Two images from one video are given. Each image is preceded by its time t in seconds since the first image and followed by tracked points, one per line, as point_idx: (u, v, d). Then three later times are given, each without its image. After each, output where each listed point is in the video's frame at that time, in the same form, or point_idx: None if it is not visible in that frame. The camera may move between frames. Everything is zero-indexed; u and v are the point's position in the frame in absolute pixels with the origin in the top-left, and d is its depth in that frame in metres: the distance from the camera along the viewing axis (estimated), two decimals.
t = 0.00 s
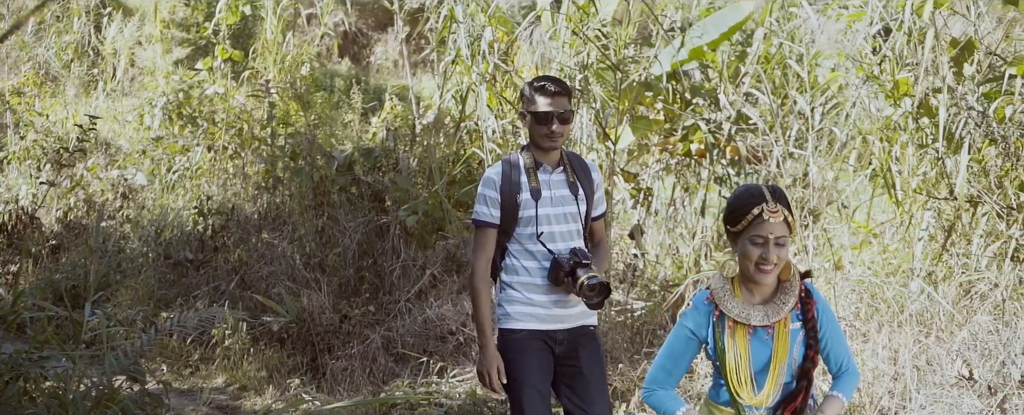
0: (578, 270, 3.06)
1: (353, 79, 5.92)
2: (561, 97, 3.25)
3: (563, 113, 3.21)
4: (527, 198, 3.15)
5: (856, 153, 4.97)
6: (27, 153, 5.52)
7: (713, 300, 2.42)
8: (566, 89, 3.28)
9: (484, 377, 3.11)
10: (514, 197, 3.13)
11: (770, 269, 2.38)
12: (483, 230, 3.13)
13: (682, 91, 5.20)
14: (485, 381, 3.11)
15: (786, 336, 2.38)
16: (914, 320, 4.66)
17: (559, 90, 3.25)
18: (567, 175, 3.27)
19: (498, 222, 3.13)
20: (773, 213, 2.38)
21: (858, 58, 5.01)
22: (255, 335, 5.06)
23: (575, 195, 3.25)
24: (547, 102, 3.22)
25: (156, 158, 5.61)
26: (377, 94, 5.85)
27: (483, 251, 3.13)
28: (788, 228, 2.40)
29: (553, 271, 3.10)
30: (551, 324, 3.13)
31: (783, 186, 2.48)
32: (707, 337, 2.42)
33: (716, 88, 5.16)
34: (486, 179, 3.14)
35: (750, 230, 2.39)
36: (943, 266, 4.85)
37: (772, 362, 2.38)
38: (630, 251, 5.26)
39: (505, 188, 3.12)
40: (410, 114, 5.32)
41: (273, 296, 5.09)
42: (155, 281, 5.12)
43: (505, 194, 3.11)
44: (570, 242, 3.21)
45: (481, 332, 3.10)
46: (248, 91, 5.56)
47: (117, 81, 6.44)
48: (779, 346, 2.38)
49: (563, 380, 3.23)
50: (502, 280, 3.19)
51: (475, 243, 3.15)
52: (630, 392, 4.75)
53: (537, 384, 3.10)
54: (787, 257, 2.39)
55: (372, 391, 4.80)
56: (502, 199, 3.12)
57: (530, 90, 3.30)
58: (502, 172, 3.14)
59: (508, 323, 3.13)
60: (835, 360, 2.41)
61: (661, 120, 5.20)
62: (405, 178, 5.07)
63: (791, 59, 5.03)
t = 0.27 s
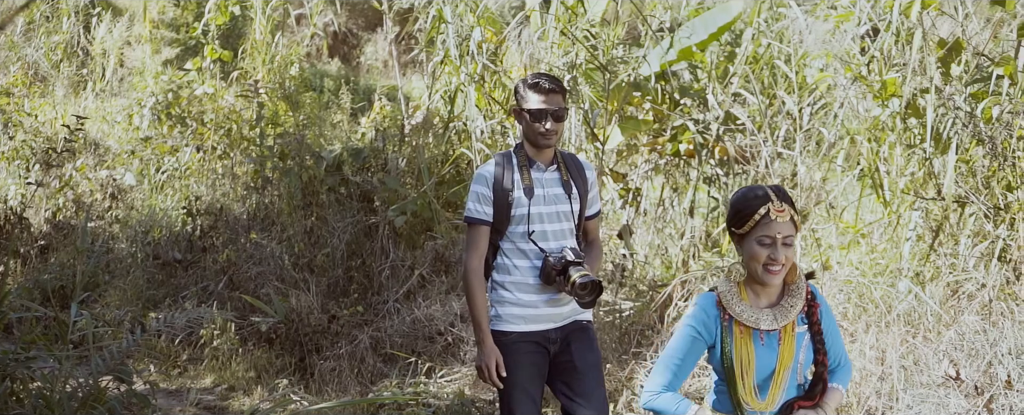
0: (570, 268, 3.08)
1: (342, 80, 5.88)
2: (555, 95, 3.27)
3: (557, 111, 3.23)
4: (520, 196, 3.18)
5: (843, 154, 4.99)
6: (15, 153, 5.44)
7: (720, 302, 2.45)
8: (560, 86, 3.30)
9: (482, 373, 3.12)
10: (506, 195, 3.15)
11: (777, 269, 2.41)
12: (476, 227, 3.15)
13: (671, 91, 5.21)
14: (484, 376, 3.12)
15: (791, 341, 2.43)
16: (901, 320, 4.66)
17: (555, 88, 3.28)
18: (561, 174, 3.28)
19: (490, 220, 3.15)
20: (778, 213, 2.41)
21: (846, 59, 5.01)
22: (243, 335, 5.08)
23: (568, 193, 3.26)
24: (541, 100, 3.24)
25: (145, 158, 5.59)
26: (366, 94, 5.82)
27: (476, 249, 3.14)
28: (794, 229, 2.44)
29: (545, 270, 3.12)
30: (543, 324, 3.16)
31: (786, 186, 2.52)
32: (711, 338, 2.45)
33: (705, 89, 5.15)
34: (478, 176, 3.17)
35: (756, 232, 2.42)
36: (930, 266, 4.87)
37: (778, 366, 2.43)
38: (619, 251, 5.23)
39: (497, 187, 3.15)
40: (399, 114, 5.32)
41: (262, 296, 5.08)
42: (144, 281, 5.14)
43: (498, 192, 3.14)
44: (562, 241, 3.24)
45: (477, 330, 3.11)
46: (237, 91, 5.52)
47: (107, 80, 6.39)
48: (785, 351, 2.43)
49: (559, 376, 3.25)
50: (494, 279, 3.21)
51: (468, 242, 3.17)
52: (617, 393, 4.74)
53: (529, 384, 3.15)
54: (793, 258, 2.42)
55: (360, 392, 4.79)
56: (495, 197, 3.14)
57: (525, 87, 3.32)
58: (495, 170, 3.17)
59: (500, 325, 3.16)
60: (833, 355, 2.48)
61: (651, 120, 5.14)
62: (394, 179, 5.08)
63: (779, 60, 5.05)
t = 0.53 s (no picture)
0: (559, 271, 3.09)
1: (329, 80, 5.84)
2: (546, 96, 3.29)
3: (547, 112, 3.25)
4: (510, 198, 3.19)
5: (827, 154, 5.00)
6: None
7: (730, 284, 2.36)
8: (552, 87, 3.32)
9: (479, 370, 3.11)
10: (496, 197, 3.17)
11: (786, 251, 2.35)
12: (466, 229, 3.16)
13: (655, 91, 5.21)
14: (482, 374, 3.10)
15: (805, 321, 2.38)
16: (885, 320, 4.67)
17: (546, 89, 3.30)
18: (551, 175, 3.29)
19: (480, 221, 3.17)
20: (787, 193, 2.35)
21: (830, 59, 5.01)
22: (227, 335, 5.08)
23: (559, 195, 3.28)
24: (532, 101, 3.27)
25: (130, 158, 5.48)
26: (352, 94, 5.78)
27: (467, 252, 3.14)
28: (801, 207, 2.37)
29: (534, 273, 3.13)
30: (532, 327, 3.16)
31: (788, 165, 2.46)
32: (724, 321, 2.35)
33: (690, 89, 5.15)
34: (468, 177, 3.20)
35: (765, 211, 2.35)
36: (914, 266, 4.87)
37: (794, 346, 2.37)
38: (604, 251, 5.21)
39: (486, 188, 3.17)
40: (383, 114, 5.31)
41: (247, 296, 5.09)
42: (128, 281, 5.13)
43: (487, 194, 3.16)
44: (551, 243, 3.24)
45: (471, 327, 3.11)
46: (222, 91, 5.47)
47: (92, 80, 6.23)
48: (801, 331, 2.37)
49: (549, 378, 3.22)
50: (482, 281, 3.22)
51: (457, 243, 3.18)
52: (602, 393, 4.76)
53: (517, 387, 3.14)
54: (802, 236, 2.36)
55: (343, 392, 4.80)
56: (484, 199, 3.16)
57: (516, 87, 3.33)
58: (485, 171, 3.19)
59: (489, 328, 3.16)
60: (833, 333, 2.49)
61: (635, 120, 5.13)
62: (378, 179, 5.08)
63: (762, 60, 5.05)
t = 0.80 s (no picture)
0: (549, 276, 3.07)
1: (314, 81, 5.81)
2: (537, 98, 3.25)
3: (539, 114, 3.22)
4: (500, 202, 3.17)
5: (812, 154, 5.00)
6: None
7: (740, 267, 2.29)
8: (543, 89, 3.28)
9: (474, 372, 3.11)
10: (486, 201, 3.15)
11: (793, 239, 2.27)
12: (456, 232, 3.13)
13: (640, 92, 5.21)
14: (479, 374, 3.10)
15: (819, 301, 2.33)
16: (868, 320, 4.72)
17: (539, 91, 3.26)
18: (542, 178, 3.27)
19: (470, 225, 3.14)
20: (794, 179, 2.26)
21: (814, 60, 5.01)
22: (211, 336, 5.09)
23: (549, 199, 3.25)
24: (523, 103, 3.23)
25: (115, 158, 5.43)
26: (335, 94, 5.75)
27: (458, 255, 3.11)
28: (809, 193, 2.29)
29: (524, 278, 3.12)
30: (522, 333, 3.16)
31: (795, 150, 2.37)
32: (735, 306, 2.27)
33: (675, 89, 5.15)
34: (459, 181, 3.17)
35: (772, 197, 2.26)
36: (897, 267, 4.88)
37: (811, 326, 2.30)
38: (589, 252, 5.21)
39: (477, 192, 3.15)
40: (368, 115, 5.30)
41: (231, 296, 5.08)
42: (113, 282, 5.10)
43: (477, 197, 3.13)
44: (542, 248, 3.22)
45: (465, 329, 3.08)
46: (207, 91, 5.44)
47: (76, 80, 6.07)
48: (815, 311, 2.32)
49: (538, 383, 3.24)
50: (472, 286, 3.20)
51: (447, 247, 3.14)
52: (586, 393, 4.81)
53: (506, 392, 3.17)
54: (810, 223, 2.28)
55: (327, 392, 4.81)
56: (475, 202, 3.14)
57: (507, 89, 3.30)
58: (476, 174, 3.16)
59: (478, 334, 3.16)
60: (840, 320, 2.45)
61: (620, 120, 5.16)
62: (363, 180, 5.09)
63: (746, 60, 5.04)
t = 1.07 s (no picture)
0: (537, 283, 3.03)
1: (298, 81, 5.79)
2: (527, 102, 3.22)
3: (528, 118, 3.18)
4: (490, 207, 3.13)
5: (792, 154, 4.93)
6: None
7: (747, 278, 2.19)
8: (534, 93, 3.26)
9: (467, 377, 3.05)
10: (475, 205, 3.10)
11: (803, 247, 2.17)
12: (445, 237, 3.08)
13: (622, 93, 5.20)
14: (469, 380, 3.04)
15: (833, 307, 2.22)
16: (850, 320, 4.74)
17: (528, 95, 3.24)
18: (532, 183, 3.23)
19: (460, 230, 3.10)
20: (801, 186, 2.17)
21: (794, 61, 5.03)
22: (192, 336, 5.09)
23: (539, 204, 3.21)
24: (513, 107, 3.20)
25: (97, 158, 5.40)
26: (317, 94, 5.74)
27: (446, 259, 3.05)
28: (817, 201, 2.20)
29: (513, 284, 3.07)
30: (510, 341, 3.12)
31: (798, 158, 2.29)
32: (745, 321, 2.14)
33: (656, 89, 5.15)
34: (448, 185, 3.13)
35: (779, 207, 2.17)
36: (877, 267, 4.89)
37: (828, 336, 2.18)
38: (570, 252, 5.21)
39: (466, 196, 3.10)
40: (349, 115, 5.29)
41: (212, 297, 5.09)
42: (94, 282, 5.11)
43: (466, 201, 3.09)
44: (531, 254, 3.17)
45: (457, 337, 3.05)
46: (188, 91, 5.41)
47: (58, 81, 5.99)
48: (830, 316, 2.20)
49: (524, 394, 3.21)
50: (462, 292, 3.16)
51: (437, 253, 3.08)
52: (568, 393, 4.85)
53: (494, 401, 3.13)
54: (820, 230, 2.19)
55: (308, 393, 4.82)
56: (464, 207, 3.09)
57: (498, 93, 3.27)
58: (465, 179, 3.12)
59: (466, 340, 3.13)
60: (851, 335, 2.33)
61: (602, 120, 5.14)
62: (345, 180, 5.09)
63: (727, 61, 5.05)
